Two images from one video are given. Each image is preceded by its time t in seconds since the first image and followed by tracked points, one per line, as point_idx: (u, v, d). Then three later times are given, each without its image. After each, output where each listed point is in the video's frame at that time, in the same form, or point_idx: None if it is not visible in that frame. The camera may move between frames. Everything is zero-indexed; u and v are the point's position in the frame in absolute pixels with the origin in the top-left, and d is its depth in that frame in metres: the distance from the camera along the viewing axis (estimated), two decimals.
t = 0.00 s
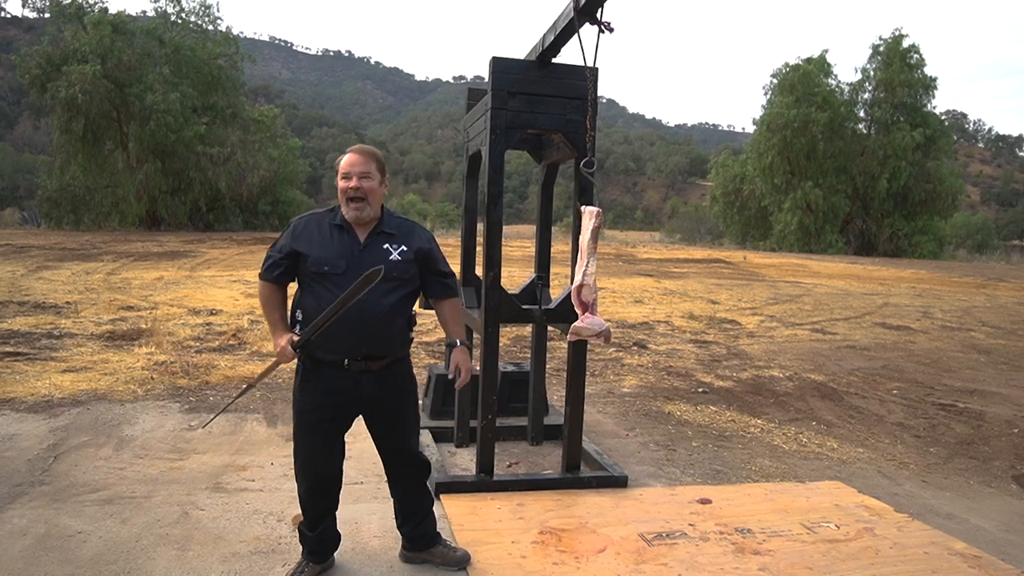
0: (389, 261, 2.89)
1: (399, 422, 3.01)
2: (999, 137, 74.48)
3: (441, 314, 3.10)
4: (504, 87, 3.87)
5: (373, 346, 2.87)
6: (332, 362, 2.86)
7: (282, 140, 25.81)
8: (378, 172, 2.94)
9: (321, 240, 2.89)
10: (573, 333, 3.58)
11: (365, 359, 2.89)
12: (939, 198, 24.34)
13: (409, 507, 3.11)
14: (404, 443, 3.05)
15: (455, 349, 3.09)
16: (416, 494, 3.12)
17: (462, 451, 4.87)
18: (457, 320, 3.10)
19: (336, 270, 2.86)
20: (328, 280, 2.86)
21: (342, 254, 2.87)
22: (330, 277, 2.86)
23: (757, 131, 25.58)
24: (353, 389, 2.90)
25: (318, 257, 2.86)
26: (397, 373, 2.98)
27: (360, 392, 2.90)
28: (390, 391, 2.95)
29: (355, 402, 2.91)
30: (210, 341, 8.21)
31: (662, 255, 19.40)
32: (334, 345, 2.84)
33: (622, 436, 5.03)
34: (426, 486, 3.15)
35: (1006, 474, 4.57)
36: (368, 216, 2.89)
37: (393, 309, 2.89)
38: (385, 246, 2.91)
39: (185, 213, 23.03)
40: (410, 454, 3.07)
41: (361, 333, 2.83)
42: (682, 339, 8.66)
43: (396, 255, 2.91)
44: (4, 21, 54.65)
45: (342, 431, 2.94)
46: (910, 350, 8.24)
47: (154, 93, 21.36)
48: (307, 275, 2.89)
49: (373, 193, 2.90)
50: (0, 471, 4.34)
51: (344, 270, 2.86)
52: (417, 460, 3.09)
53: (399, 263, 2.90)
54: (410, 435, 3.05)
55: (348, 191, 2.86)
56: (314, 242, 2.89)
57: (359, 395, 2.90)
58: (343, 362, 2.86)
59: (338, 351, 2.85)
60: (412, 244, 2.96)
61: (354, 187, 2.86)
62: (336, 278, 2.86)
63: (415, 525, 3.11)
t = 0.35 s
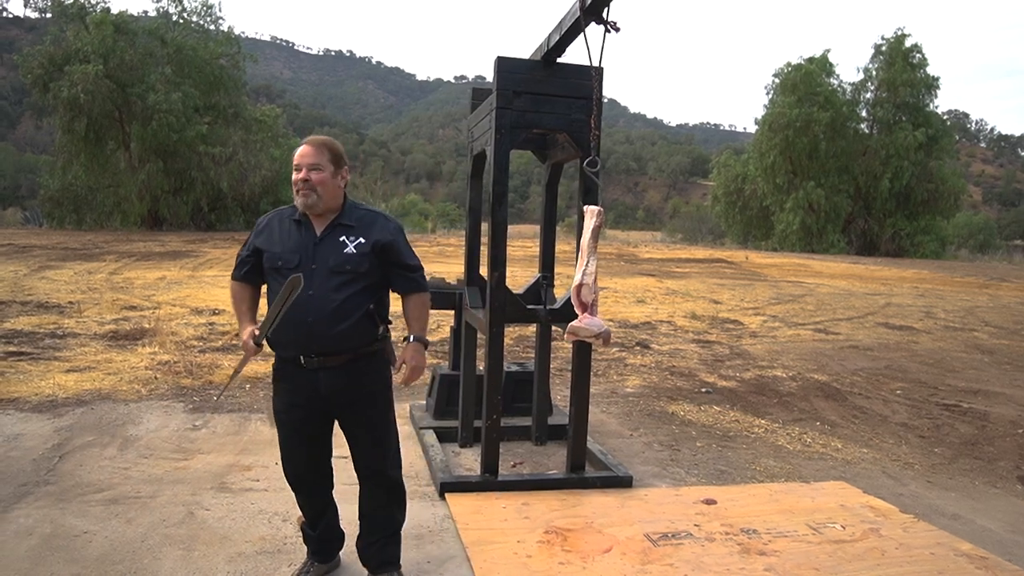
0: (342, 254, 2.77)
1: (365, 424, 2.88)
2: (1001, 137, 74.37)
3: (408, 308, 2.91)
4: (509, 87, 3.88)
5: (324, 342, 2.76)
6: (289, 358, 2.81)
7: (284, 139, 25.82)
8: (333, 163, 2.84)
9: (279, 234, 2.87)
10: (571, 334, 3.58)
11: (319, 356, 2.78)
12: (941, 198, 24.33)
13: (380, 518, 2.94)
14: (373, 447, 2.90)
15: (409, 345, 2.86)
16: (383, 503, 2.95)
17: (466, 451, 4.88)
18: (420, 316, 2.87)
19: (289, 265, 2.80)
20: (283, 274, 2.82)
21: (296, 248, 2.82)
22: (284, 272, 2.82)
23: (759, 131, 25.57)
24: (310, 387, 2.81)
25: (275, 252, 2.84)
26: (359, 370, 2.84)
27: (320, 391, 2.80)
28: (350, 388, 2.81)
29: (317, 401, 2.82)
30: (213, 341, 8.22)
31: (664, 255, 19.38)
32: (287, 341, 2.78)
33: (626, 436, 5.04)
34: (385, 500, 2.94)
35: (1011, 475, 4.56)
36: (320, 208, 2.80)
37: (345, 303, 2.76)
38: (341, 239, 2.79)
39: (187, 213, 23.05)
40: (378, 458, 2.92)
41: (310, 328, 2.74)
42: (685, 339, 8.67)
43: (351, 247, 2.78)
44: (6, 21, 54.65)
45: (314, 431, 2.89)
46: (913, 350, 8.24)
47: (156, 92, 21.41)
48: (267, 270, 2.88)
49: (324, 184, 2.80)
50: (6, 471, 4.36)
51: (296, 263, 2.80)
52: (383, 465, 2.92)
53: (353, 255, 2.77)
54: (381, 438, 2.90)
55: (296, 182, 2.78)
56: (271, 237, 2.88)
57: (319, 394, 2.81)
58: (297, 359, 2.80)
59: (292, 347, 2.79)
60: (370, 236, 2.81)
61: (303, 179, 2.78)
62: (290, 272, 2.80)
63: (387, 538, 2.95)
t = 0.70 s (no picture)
0: (330, 260, 2.69)
1: (340, 441, 2.74)
2: (1005, 138, 74.18)
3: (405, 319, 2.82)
4: (516, 86, 3.88)
5: (303, 350, 2.70)
6: (273, 364, 2.78)
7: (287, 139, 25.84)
8: (324, 162, 2.75)
9: (270, 236, 2.84)
10: (572, 333, 3.57)
11: (300, 364, 2.72)
12: (945, 198, 24.30)
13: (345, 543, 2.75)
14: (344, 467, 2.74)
15: (404, 357, 2.80)
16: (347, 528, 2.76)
17: (472, 452, 4.88)
18: (417, 327, 2.81)
19: (275, 268, 2.76)
20: (269, 279, 2.78)
21: (284, 252, 2.76)
22: (271, 276, 2.78)
23: (762, 130, 25.54)
24: (292, 395, 2.76)
25: (263, 254, 2.80)
26: (340, 381, 2.73)
27: (300, 401, 2.74)
28: (328, 399, 2.72)
29: (297, 410, 2.77)
30: (217, 340, 8.23)
31: (667, 254, 19.35)
32: (270, 346, 2.76)
33: (632, 436, 5.04)
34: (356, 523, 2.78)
35: (1020, 475, 4.55)
36: (310, 211, 2.72)
37: (327, 312, 2.69)
38: (329, 245, 2.71)
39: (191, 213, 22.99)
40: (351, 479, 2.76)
41: (291, 335, 2.71)
42: (689, 339, 8.66)
43: (338, 254, 2.69)
44: (10, 21, 54.71)
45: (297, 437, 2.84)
46: (919, 350, 8.23)
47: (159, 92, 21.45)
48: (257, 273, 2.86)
49: (313, 184, 2.72)
50: (12, 471, 4.37)
51: (282, 268, 2.75)
52: (357, 484, 2.77)
53: (339, 263, 2.68)
54: (356, 457, 2.75)
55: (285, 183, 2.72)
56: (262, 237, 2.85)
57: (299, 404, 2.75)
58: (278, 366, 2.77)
59: (275, 353, 2.75)
60: (360, 243, 2.71)
61: (292, 179, 2.71)
62: (276, 276, 2.76)
63: (346, 571, 2.76)
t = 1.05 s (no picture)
0: (340, 265, 2.61)
1: (346, 460, 2.66)
2: (1012, 137, 73.82)
3: (415, 331, 2.76)
4: (525, 85, 3.88)
5: (308, 362, 2.60)
6: (272, 376, 2.67)
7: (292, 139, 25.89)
8: (334, 160, 2.69)
9: (274, 237, 2.74)
10: (583, 333, 3.56)
11: (303, 376, 2.62)
12: (953, 198, 24.22)
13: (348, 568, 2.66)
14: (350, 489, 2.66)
15: (416, 375, 2.78)
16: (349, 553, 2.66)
17: (480, 452, 4.88)
18: (430, 343, 2.74)
19: (279, 272, 2.65)
20: (272, 283, 2.68)
21: (289, 255, 2.66)
22: (274, 280, 2.67)
23: (768, 130, 25.49)
24: (292, 411, 2.64)
25: (265, 257, 2.70)
26: (347, 397, 2.64)
27: (300, 418, 2.63)
28: (331, 416, 2.63)
29: (296, 427, 2.65)
30: (224, 340, 8.24)
31: (672, 254, 19.33)
32: (271, 356, 2.65)
33: (640, 436, 5.03)
34: (359, 547, 2.69)
35: None
36: (320, 211, 2.64)
37: (336, 321, 2.60)
38: (341, 248, 2.63)
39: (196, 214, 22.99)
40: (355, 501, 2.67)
41: (295, 345, 2.60)
42: (695, 339, 8.66)
43: (349, 259, 2.61)
44: (17, 23, 54.89)
45: (290, 456, 2.72)
46: (927, 351, 8.20)
47: (165, 93, 21.51)
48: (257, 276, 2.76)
49: (324, 184, 2.65)
50: (21, 470, 4.38)
51: (287, 272, 2.65)
52: (361, 506, 2.68)
53: (350, 269, 2.60)
54: (362, 478, 2.67)
55: (295, 181, 2.65)
56: (261, 240, 2.76)
57: (300, 421, 2.64)
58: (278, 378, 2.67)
59: (276, 364, 2.65)
60: (373, 249, 2.63)
61: (301, 177, 2.65)
62: (279, 281, 2.66)
63: None
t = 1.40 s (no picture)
0: (344, 260, 2.55)
1: (355, 463, 2.63)
2: None
3: (422, 327, 2.67)
4: (541, 84, 3.88)
5: (312, 362, 2.54)
6: (274, 379, 2.60)
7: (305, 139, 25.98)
8: (344, 156, 2.66)
9: (275, 233, 2.68)
10: (609, 334, 3.55)
11: (308, 378, 2.56)
12: (970, 198, 23.99)
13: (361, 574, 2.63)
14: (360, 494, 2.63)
15: (427, 370, 2.62)
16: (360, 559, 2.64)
17: (495, 452, 4.88)
18: (441, 339, 2.63)
19: (280, 268, 2.60)
20: (274, 280, 2.61)
21: (292, 250, 2.61)
22: (275, 278, 2.61)
23: (782, 129, 25.35)
24: (295, 414, 2.58)
25: (267, 253, 2.64)
26: (353, 398, 2.59)
27: (305, 421, 2.57)
28: (338, 419, 2.57)
29: (301, 432, 2.59)
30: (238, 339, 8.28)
31: (684, 255, 19.27)
32: (272, 357, 2.58)
33: (655, 438, 5.01)
34: (373, 552, 2.66)
35: None
36: (329, 206, 2.59)
37: (341, 318, 2.54)
38: (345, 243, 2.57)
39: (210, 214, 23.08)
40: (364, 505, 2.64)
41: (298, 343, 2.54)
42: (709, 339, 8.62)
43: (354, 253, 2.55)
44: (34, 25, 55.46)
45: (294, 463, 2.67)
46: (946, 353, 8.12)
47: (179, 94, 21.66)
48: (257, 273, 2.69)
49: (335, 179, 2.61)
50: (39, 467, 4.41)
51: (289, 268, 2.59)
52: (371, 510, 2.66)
53: (355, 263, 2.54)
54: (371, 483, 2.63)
55: (306, 175, 2.59)
56: (263, 236, 2.70)
57: (305, 425, 2.58)
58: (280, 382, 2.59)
59: (277, 366, 2.58)
60: (378, 243, 2.58)
61: (313, 171, 2.59)
62: (281, 278, 2.60)
63: None
